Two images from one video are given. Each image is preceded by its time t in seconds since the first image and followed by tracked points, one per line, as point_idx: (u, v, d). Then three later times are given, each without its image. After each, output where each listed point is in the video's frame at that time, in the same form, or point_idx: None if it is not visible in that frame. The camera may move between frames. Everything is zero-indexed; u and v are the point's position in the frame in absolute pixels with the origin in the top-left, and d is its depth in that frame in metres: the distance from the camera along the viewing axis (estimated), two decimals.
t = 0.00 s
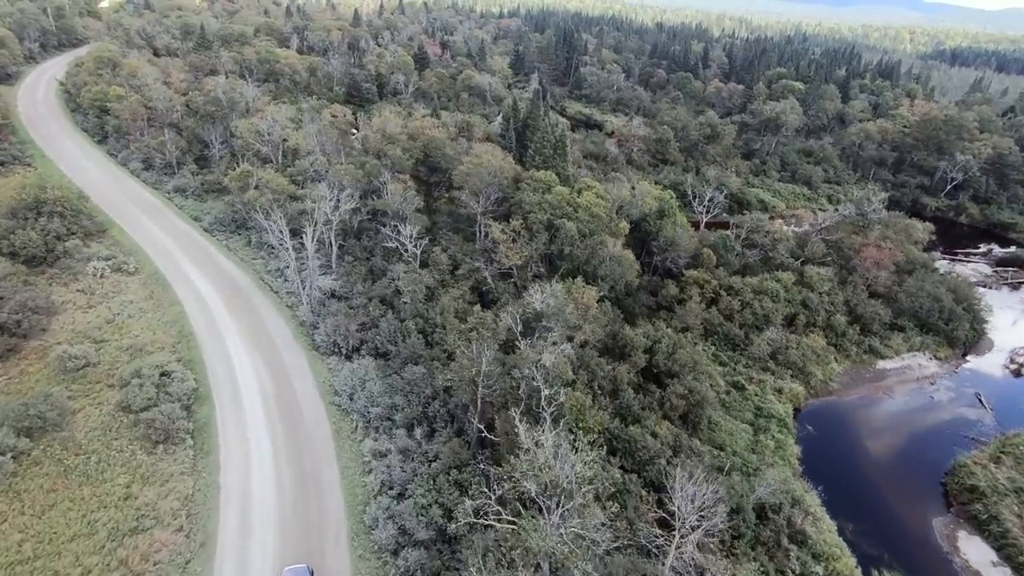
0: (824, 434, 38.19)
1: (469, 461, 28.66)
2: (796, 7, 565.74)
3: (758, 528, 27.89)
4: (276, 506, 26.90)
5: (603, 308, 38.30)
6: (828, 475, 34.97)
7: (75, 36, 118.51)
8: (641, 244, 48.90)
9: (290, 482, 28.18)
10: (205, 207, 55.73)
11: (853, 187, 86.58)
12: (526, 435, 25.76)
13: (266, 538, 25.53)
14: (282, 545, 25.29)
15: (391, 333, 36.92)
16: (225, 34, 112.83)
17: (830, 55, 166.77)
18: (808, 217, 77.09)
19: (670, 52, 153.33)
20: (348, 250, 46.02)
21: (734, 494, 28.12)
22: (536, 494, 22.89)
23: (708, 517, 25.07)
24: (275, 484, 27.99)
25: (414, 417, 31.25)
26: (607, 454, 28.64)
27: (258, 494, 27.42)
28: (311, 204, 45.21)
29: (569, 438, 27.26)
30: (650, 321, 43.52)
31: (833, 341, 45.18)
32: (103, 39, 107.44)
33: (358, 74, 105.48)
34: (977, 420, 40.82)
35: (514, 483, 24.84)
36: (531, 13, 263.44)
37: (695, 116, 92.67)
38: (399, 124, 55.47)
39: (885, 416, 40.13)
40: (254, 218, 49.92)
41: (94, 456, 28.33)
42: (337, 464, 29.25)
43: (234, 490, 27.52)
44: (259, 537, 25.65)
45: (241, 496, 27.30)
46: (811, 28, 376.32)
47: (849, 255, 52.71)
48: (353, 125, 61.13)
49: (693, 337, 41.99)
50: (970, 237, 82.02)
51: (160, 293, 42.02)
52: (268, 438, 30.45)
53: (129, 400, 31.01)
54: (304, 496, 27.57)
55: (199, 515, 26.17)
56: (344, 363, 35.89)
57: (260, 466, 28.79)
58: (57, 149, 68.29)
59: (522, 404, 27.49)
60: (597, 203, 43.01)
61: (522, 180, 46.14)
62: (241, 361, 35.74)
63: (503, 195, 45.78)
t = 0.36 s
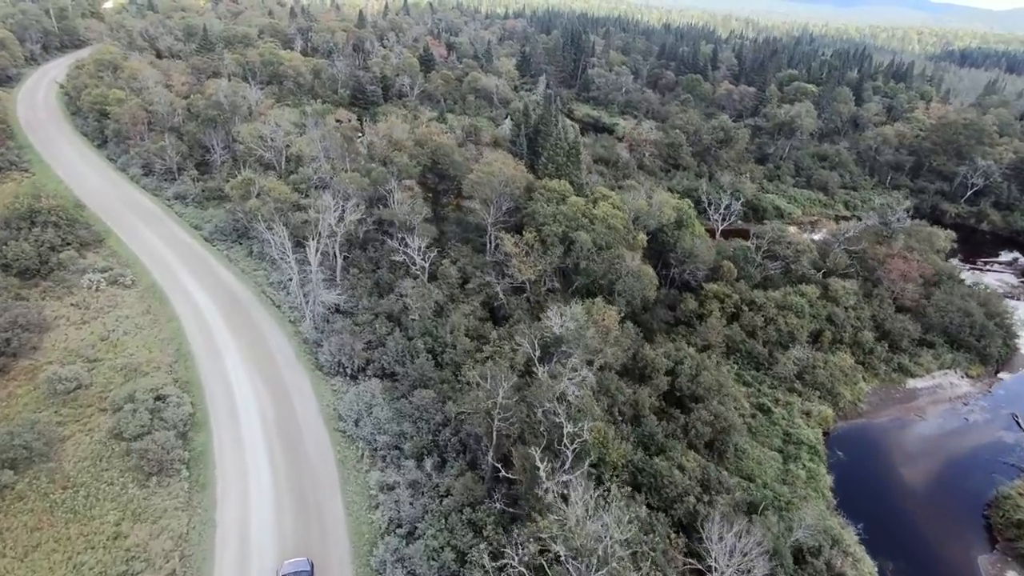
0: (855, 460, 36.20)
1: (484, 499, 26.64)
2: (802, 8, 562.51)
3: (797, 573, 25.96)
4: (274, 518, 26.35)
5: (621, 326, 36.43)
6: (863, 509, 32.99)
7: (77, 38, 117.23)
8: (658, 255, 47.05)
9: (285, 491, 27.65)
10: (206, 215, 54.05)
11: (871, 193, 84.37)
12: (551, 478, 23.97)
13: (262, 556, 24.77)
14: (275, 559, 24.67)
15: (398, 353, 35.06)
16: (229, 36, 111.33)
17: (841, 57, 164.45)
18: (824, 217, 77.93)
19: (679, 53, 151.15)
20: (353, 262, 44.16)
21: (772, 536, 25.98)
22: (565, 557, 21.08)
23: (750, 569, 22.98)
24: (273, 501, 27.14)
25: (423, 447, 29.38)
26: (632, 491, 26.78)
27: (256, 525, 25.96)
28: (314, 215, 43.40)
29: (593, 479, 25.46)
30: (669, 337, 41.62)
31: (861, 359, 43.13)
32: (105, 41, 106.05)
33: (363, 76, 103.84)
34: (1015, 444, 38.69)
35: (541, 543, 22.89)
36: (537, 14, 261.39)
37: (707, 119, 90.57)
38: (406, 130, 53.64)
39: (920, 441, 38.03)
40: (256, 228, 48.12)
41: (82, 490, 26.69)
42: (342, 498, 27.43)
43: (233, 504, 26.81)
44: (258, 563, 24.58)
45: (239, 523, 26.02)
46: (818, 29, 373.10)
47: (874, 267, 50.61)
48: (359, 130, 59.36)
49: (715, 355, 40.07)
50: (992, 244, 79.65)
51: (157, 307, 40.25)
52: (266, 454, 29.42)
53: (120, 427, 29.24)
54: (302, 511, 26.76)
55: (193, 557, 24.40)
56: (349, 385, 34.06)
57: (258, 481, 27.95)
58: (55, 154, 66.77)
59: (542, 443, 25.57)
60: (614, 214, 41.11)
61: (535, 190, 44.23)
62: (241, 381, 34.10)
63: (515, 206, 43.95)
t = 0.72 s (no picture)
0: (896, 492, 33.94)
1: (502, 541, 24.90)
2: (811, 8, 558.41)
3: None
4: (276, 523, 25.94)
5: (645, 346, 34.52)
6: (908, 548, 30.94)
7: (82, 38, 116.24)
8: (679, 267, 45.24)
9: (288, 494, 27.24)
10: (210, 222, 52.41)
11: (892, 199, 81.93)
12: (578, 523, 22.64)
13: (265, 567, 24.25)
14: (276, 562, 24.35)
15: (410, 374, 33.18)
16: (235, 36, 109.91)
17: (855, 57, 161.73)
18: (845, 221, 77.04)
19: (690, 53, 148.81)
20: (362, 273, 42.29)
21: None
22: None
23: None
24: (275, 509, 26.49)
25: (438, 479, 27.55)
26: (665, 533, 24.93)
27: (259, 552, 24.75)
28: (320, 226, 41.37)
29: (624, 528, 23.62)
30: (693, 356, 39.63)
31: (895, 379, 41.00)
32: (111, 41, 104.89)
33: (371, 78, 102.42)
34: None
35: None
36: (544, 14, 259.09)
37: (723, 122, 88.35)
38: (416, 135, 51.84)
39: (962, 468, 35.83)
40: (260, 237, 46.32)
41: (73, 528, 25.06)
42: (351, 535, 25.66)
43: (234, 513, 26.25)
44: None
45: (241, 540, 25.22)
46: (829, 29, 369.27)
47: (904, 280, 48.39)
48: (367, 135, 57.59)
49: (742, 375, 38.06)
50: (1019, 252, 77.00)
51: (157, 321, 38.54)
52: (269, 455, 29.15)
53: (115, 455, 27.51)
54: (304, 519, 26.17)
55: None
56: (358, 408, 32.25)
57: (261, 489, 27.36)
58: (57, 158, 65.35)
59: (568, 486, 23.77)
60: (636, 226, 39.14)
61: (552, 200, 42.34)
62: (243, 400, 32.47)
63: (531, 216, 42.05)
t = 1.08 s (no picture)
0: (942, 525, 31.78)
1: None
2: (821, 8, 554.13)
3: None
4: (274, 522, 25.72)
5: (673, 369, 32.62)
6: None
7: (89, 40, 115.43)
8: (703, 281, 43.32)
9: (287, 495, 26.94)
10: (215, 230, 50.80)
11: (915, 206, 79.36)
12: None
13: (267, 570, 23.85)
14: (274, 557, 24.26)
15: (425, 397, 31.35)
16: (242, 38, 108.66)
17: (871, 59, 159.00)
18: (869, 228, 75.01)
19: (703, 55, 146.72)
20: (372, 286, 40.49)
21: None
22: None
23: None
24: (277, 515, 26.00)
25: (455, 516, 25.71)
26: None
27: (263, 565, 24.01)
28: (329, 237, 39.52)
29: None
30: (721, 375, 37.63)
31: (934, 401, 38.82)
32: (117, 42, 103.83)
33: (379, 79, 101.01)
34: None
35: None
36: (553, 15, 257.26)
37: (739, 126, 86.05)
38: (428, 140, 50.01)
39: (1010, 498, 33.72)
40: (267, 247, 44.61)
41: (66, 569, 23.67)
42: None
43: (234, 518, 25.78)
44: None
45: (245, 549, 24.64)
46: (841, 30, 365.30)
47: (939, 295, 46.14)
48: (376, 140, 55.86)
49: (774, 398, 36.02)
50: None
51: (159, 337, 36.86)
52: (270, 461, 28.61)
53: (111, 487, 25.84)
54: (305, 523, 25.72)
55: None
56: (370, 435, 30.47)
57: (264, 491, 26.98)
58: (60, 163, 63.96)
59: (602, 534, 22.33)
60: (662, 239, 37.11)
61: (572, 211, 40.49)
62: (247, 423, 30.82)
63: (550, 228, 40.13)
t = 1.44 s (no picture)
0: (995, 566, 29.54)
1: None
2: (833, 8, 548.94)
3: None
4: (276, 520, 25.83)
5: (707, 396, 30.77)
6: None
7: (97, 40, 114.42)
8: (732, 296, 41.19)
9: (289, 494, 26.99)
10: (222, 237, 49.23)
11: (941, 212, 76.85)
12: None
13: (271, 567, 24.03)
14: (277, 546, 24.73)
15: (442, 425, 29.56)
16: (250, 38, 107.24)
17: (888, 59, 156.05)
18: (894, 236, 72.75)
19: (717, 56, 144.34)
20: (385, 301, 38.71)
21: None
22: None
23: None
24: (280, 513, 26.15)
25: (476, 559, 23.99)
26: None
27: (267, 563, 24.11)
28: (342, 250, 37.82)
29: None
30: (752, 398, 35.67)
31: (979, 427, 36.66)
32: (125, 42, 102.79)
33: (389, 80, 99.77)
34: None
35: None
36: (563, 15, 255.13)
37: (759, 130, 83.79)
38: (442, 146, 48.22)
39: None
40: (275, 257, 42.92)
41: None
42: None
43: (236, 517, 25.86)
44: None
45: (250, 548, 24.76)
46: (854, 30, 360.63)
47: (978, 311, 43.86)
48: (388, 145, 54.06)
49: (811, 424, 33.92)
50: None
51: (162, 353, 35.22)
52: (272, 461, 28.57)
53: (110, 525, 24.31)
54: (305, 518, 25.97)
55: None
56: (384, 464, 28.74)
57: (264, 488, 27.11)
58: (65, 166, 62.69)
59: None
60: (691, 253, 35.11)
61: (595, 223, 38.53)
62: (254, 449, 29.14)
63: (571, 240, 38.24)
